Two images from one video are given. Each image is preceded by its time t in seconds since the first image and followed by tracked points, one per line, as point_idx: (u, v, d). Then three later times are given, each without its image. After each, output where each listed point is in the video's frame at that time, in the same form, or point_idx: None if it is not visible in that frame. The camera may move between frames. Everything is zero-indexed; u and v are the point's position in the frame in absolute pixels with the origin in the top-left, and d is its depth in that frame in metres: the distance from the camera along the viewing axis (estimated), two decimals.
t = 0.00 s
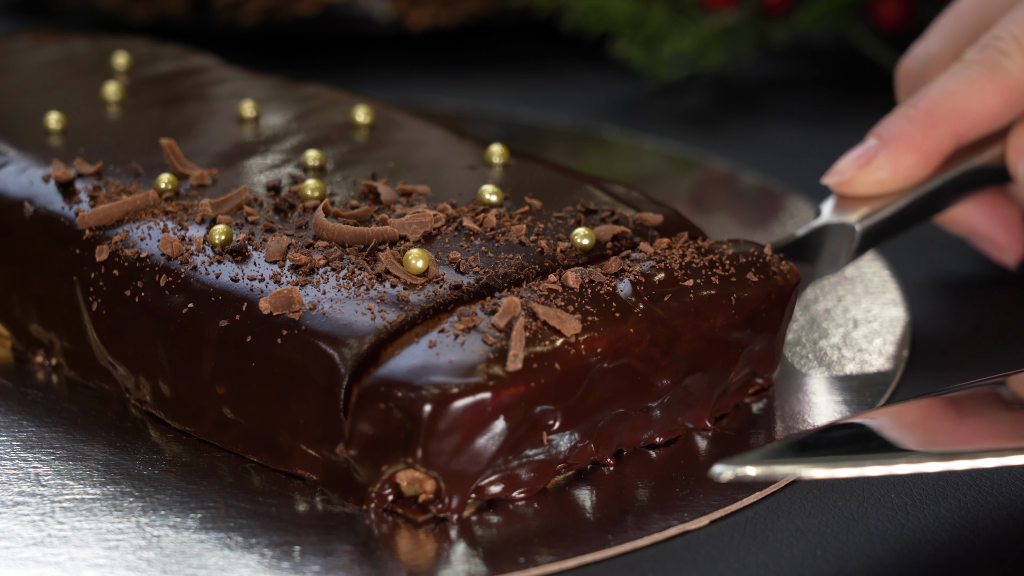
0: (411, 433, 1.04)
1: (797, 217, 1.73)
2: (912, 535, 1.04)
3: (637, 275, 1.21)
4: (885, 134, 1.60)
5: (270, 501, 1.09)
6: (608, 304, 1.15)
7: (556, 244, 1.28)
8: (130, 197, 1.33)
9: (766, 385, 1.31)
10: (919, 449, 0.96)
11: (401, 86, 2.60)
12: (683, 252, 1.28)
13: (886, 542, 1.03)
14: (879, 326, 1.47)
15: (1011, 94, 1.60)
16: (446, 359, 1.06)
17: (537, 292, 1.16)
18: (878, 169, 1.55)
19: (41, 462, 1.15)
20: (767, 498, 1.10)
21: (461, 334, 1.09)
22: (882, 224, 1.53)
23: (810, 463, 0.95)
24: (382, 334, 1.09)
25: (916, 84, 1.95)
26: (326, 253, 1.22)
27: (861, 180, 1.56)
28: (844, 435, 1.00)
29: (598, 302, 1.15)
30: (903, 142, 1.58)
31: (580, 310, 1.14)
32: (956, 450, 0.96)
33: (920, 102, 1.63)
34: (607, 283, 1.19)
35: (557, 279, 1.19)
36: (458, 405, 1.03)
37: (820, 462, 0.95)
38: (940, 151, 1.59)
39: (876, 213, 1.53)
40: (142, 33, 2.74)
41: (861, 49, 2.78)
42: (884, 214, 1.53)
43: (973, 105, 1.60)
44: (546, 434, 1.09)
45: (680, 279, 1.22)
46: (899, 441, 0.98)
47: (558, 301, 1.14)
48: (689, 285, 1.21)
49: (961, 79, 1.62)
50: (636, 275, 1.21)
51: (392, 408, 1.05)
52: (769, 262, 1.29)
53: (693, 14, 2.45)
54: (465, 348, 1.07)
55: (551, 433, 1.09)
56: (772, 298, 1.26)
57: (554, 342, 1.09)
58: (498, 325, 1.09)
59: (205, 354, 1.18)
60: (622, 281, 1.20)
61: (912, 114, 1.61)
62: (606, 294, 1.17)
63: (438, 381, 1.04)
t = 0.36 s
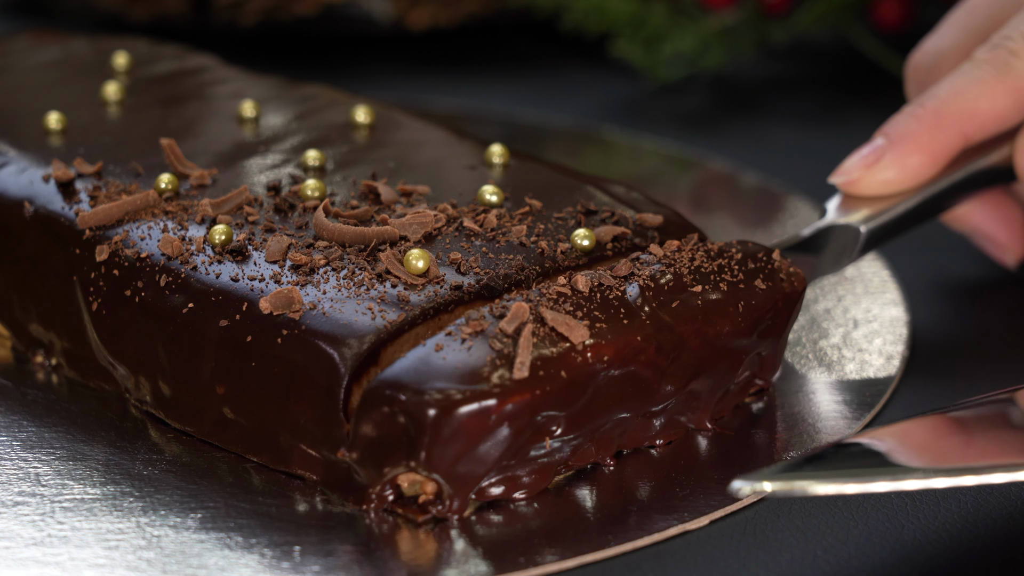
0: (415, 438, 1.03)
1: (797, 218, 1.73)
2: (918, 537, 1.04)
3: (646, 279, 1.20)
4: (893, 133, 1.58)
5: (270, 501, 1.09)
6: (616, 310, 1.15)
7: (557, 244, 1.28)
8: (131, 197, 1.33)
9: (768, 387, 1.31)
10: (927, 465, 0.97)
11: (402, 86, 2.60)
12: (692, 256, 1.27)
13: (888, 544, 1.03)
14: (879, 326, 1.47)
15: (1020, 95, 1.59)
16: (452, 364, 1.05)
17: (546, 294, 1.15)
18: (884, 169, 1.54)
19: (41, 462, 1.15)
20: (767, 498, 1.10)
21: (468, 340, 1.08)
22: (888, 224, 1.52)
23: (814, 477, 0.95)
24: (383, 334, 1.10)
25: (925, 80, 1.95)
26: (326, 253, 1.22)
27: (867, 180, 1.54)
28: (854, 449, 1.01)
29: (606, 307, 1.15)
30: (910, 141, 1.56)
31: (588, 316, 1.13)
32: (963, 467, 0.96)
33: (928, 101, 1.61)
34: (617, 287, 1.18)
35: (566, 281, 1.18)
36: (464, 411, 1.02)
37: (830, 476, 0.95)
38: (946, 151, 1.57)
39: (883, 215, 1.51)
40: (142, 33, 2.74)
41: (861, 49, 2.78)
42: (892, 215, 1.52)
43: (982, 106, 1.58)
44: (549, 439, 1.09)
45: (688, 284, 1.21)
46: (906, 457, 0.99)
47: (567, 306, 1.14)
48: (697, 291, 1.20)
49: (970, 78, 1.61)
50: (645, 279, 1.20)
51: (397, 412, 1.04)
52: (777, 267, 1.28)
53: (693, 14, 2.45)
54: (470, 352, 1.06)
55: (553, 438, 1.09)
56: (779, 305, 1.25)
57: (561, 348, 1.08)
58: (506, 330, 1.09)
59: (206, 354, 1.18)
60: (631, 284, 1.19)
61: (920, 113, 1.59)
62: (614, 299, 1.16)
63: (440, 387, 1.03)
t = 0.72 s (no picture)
0: (418, 442, 1.03)
1: (797, 218, 1.73)
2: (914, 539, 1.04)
3: (653, 284, 1.19)
4: (900, 136, 1.58)
5: (270, 501, 1.09)
6: (623, 315, 1.14)
7: (556, 244, 1.28)
8: (130, 197, 1.33)
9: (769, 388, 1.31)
10: (933, 500, 0.92)
11: (402, 86, 2.60)
12: (699, 259, 1.26)
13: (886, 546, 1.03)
14: (879, 326, 1.47)
15: None
16: (457, 367, 1.05)
17: (553, 297, 1.15)
18: (890, 172, 1.54)
19: (41, 462, 1.15)
20: (767, 497, 1.09)
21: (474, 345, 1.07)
22: (894, 227, 1.52)
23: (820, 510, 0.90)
24: (381, 332, 1.10)
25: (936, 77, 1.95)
26: (326, 253, 1.22)
27: (873, 183, 1.55)
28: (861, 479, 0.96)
29: (613, 313, 1.14)
30: (917, 144, 1.56)
31: (595, 322, 1.12)
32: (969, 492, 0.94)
33: (937, 104, 1.60)
34: (624, 291, 1.18)
35: (573, 284, 1.17)
36: (468, 416, 1.02)
37: (839, 511, 0.89)
38: (954, 154, 1.57)
39: (887, 219, 1.51)
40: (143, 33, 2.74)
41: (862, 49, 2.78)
42: (898, 219, 1.52)
43: (990, 110, 1.56)
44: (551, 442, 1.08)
45: (695, 290, 1.20)
46: (910, 493, 0.93)
47: (573, 311, 1.13)
48: (704, 297, 1.20)
49: (978, 81, 1.59)
50: (653, 283, 1.19)
51: (399, 415, 1.03)
52: (784, 274, 1.28)
53: (693, 14, 2.45)
54: (475, 356, 1.06)
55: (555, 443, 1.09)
56: (785, 313, 1.25)
57: (566, 354, 1.08)
58: (512, 335, 1.08)
59: (205, 354, 1.18)
60: (638, 288, 1.18)
61: (928, 116, 1.59)
62: (621, 304, 1.15)
63: (443, 391, 1.02)
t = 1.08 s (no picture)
0: (422, 445, 1.03)
1: (797, 217, 1.73)
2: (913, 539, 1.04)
3: (661, 288, 1.18)
4: (906, 136, 1.59)
5: (270, 501, 1.09)
6: (630, 321, 1.13)
7: (553, 240, 1.29)
8: (130, 197, 1.33)
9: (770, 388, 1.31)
10: (932, 497, 0.92)
11: (402, 86, 2.60)
12: (707, 262, 1.25)
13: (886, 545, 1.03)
14: (879, 326, 1.47)
15: None
16: (464, 372, 1.04)
17: (560, 301, 1.14)
18: (895, 173, 1.54)
19: (41, 462, 1.15)
20: (767, 498, 1.09)
21: (481, 349, 1.07)
22: (899, 229, 1.51)
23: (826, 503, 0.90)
24: (380, 331, 1.09)
25: (943, 76, 1.95)
26: (324, 252, 1.22)
27: (878, 184, 1.54)
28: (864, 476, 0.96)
29: (621, 319, 1.13)
30: (923, 144, 1.56)
31: (602, 328, 1.11)
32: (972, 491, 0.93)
33: (943, 104, 1.61)
34: (632, 295, 1.16)
35: (581, 288, 1.16)
36: (474, 421, 1.02)
37: (838, 505, 0.89)
38: (960, 155, 1.57)
39: (891, 219, 1.51)
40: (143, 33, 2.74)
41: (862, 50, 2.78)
42: (904, 220, 1.51)
43: (998, 111, 1.58)
44: (554, 447, 1.09)
45: (702, 295, 1.20)
46: (913, 490, 0.93)
47: (581, 316, 1.12)
48: (711, 302, 1.19)
49: (984, 82, 1.61)
50: (660, 287, 1.18)
51: (405, 419, 1.03)
52: (790, 279, 1.28)
53: (693, 14, 2.45)
54: (482, 359, 1.05)
55: (558, 447, 1.09)
56: (790, 318, 1.25)
57: (572, 362, 1.08)
58: (519, 341, 1.07)
59: (205, 354, 1.19)
60: (646, 292, 1.17)
61: (934, 117, 1.59)
62: (629, 309, 1.14)
63: (448, 395, 1.02)
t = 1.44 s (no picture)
0: (423, 448, 1.03)
1: (797, 218, 1.73)
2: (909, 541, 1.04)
3: (664, 291, 1.18)
4: (909, 138, 1.59)
5: (270, 501, 1.09)
6: (634, 325, 1.13)
7: (553, 239, 1.29)
8: (130, 197, 1.33)
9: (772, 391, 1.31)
10: (935, 502, 0.92)
11: (402, 87, 2.60)
12: (710, 265, 1.25)
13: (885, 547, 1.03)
14: (879, 326, 1.47)
15: None
16: (465, 375, 1.04)
17: (564, 304, 1.14)
18: (899, 174, 1.54)
19: (41, 462, 1.15)
20: (767, 498, 1.10)
21: (483, 352, 1.06)
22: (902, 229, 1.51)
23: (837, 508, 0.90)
24: (379, 331, 1.09)
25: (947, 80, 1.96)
26: (324, 252, 1.22)
27: (882, 186, 1.55)
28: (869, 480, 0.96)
29: (624, 322, 1.13)
30: (925, 145, 1.56)
31: (605, 331, 1.11)
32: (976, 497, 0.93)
33: (946, 105, 1.60)
34: (635, 298, 1.16)
35: (585, 291, 1.16)
36: (476, 424, 1.02)
37: (840, 513, 0.89)
38: (962, 155, 1.56)
39: (896, 221, 1.51)
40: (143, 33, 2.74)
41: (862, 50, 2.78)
42: (908, 221, 1.51)
43: (999, 109, 1.57)
44: (555, 450, 1.09)
45: (706, 298, 1.20)
46: (915, 493, 0.93)
47: (584, 319, 1.12)
48: (715, 305, 1.19)
49: (988, 81, 1.59)
50: (663, 290, 1.18)
51: (406, 422, 1.03)
52: (796, 282, 1.27)
53: (693, 14, 2.45)
54: (485, 362, 1.05)
55: (559, 450, 1.09)
56: (793, 321, 1.25)
57: (575, 365, 1.07)
58: (523, 344, 1.07)
59: (205, 354, 1.19)
60: (649, 295, 1.17)
61: (936, 117, 1.59)
62: (631, 312, 1.14)
63: (450, 398, 1.02)
